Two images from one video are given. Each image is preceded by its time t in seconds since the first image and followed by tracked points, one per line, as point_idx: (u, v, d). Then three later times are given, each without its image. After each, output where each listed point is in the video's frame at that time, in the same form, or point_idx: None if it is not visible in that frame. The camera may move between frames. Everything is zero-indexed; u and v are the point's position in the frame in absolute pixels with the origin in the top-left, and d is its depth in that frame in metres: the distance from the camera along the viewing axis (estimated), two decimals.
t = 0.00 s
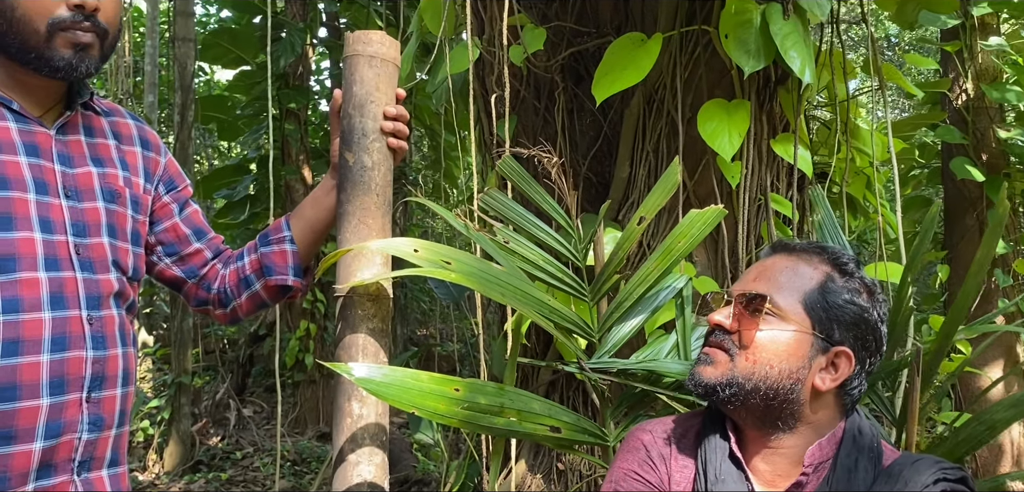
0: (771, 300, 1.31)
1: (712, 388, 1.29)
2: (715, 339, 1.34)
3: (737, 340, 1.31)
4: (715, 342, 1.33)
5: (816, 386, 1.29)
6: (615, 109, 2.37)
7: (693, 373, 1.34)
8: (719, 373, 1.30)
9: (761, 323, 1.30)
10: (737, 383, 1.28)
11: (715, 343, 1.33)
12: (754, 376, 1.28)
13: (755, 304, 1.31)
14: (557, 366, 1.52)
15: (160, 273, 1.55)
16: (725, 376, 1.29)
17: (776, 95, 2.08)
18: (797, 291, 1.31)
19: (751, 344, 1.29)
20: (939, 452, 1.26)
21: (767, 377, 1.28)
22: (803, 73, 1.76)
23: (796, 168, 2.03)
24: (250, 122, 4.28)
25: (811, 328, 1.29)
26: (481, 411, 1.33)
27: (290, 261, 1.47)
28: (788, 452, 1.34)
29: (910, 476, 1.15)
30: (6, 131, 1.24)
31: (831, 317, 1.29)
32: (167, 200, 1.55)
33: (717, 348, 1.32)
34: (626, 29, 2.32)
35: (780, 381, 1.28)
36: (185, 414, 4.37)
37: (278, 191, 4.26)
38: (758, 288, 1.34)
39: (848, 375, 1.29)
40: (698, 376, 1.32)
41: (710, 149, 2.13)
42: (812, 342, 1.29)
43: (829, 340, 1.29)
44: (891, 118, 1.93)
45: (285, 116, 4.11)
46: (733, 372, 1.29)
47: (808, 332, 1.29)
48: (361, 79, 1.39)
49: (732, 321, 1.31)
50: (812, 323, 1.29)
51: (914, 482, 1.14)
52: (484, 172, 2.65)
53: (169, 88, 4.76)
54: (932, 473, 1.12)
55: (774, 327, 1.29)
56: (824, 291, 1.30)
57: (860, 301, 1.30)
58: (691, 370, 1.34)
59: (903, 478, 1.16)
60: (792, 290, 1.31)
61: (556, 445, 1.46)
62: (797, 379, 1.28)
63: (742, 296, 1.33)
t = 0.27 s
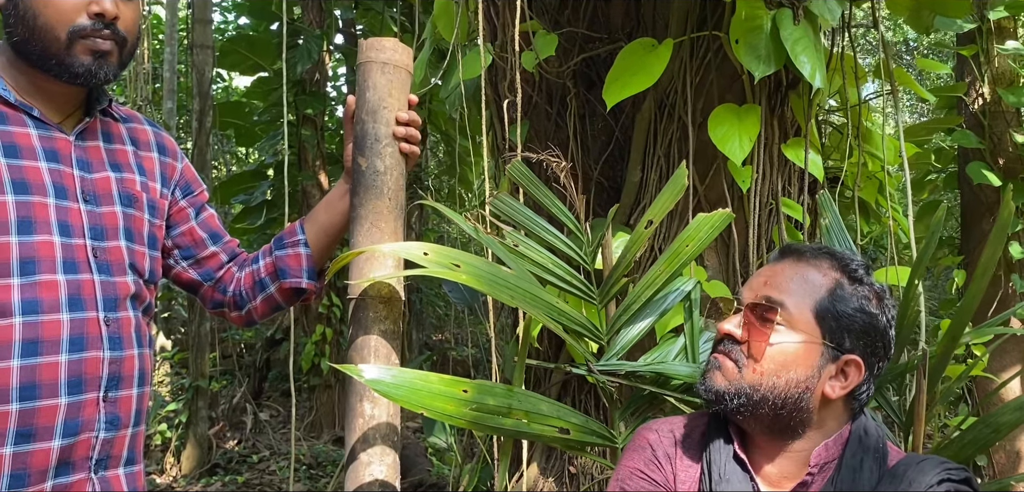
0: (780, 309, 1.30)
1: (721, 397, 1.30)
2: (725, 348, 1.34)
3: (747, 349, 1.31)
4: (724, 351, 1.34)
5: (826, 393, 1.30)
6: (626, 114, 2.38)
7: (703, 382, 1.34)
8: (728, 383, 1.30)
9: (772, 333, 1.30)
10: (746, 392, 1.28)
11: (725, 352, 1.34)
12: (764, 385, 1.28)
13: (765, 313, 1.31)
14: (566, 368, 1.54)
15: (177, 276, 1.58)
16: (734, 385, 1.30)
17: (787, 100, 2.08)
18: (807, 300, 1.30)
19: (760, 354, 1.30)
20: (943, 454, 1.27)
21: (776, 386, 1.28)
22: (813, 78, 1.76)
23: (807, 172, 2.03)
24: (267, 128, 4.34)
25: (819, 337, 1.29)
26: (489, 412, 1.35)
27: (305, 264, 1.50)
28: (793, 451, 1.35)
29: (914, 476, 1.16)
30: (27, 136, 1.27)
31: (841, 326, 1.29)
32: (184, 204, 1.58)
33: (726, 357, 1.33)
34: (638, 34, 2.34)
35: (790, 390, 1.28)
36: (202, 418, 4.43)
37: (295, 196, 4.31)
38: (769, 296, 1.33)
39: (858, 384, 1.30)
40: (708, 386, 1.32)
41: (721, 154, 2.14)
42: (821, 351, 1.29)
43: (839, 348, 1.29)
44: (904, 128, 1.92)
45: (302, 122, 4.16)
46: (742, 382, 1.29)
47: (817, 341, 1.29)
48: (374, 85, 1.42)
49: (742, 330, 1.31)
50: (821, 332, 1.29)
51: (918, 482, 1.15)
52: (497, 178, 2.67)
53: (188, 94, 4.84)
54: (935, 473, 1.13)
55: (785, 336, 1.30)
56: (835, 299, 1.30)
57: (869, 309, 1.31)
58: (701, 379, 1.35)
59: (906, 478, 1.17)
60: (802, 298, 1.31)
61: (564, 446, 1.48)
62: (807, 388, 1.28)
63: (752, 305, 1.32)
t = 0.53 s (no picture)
0: (787, 317, 1.30)
1: (723, 401, 1.31)
2: (730, 351, 1.34)
3: (752, 354, 1.32)
4: (729, 355, 1.34)
5: (828, 402, 1.30)
6: (635, 118, 2.39)
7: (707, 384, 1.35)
8: (732, 388, 1.31)
9: (779, 340, 1.30)
10: (748, 398, 1.30)
11: (730, 355, 1.34)
12: (766, 392, 1.29)
13: (774, 320, 1.30)
14: (572, 371, 1.56)
15: (190, 279, 1.61)
16: (737, 390, 1.31)
17: (796, 104, 2.08)
18: (816, 308, 1.30)
19: (765, 359, 1.30)
20: (949, 457, 1.32)
21: (779, 393, 1.29)
22: (821, 82, 1.76)
23: (816, 176, 2.03)
24: (280, 133, 4.38)
25: (826, 346, 1.29)
26: (495, 414, 1.36)
27: (315, 267, 1.52)
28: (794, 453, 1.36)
29: (916, 479, 1.18)
30: (43, 142, 1.29)
31: (848, 337, 1.29)
32: (196, 209, 1.61)
33: (731, 361, 1.34)
34: (647, 39, 2.35)
35: (791, 397, 1.29)
36: (215, 421, 4.47)
37: (307, 200, 4.34)
38: (778, 302, 1.33)
39: (861, 394, 1.30)
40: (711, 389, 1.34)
41: (730, 159, 2.15)
42: (826, 360, 1.29)
43: (845, 358, 1.29)
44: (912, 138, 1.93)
45: (315, 127, 4.21)
46: (746, 387, 1.30)
47: (823, 351, 1.29)
48: (384, 90, 1.44)
49: (750, 336, 1.31)
50: (828, 342, 1.29)
51: (918, 485, 1.17)
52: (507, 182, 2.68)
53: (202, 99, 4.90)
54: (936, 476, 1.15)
55: (791, 344, 1.30)
56: (844, 309, 1.29)
57: (880, 320, 1.30)
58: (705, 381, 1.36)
59: (908, 480, 1.19)
60: (810, 306, 1.30)
61: (570, 448, 1.49)
62: (810, 397, 1.29)
63: (760, 311, 1.33)
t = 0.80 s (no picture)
0: (790, 317, 1.31)
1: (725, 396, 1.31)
2: (733, 349, 1.35)
3: (754, 352, 1.32)
4: (731, 353, 1.34)
5: (829, 403, 1.30)
6: (641, 122, 2.39)
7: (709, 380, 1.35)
8: (733, 384, 1.31)
9: (781, 340, 1.30)
10: (750, 394, 1.29)
11: (732, 353, 1.35)
12: (768, 389, 1.29)
13: (778, 319, 1.31)
14: (576, 374, 1.56)
15: (198, 283, 1.63)
16: (738, 386, 1.30)
17: (802, 108, 2.08)
18: (819, 310, 1.31)
19: (767, 359, 1.31)
20: (949, 460, 1.35)
21: (779, 392, 1.29)
22: (826, 87, 1.76)
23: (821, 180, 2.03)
24: (290, 137, 4.36)
25: (828, 348, 1.30)
26: (499, 416, 1.37)
27: (322, 271, 1.53)
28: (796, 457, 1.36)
29: (915, 481, 1.18)
30: (54, 149, 1.32)
31: (849, 339, 1.29)
32: (204, 213, 1.63)
33: (733, 359, 1.34)
34: (653, 44, 2.36)
35: (792, 396, 1.29)
36: (225, 423, 4.50)
37: (317, 203, 4.37)
38: (781, 303, 1.33)
39: (861, 396, 1.31)
40: (713, 385, 1.34)
41: (735, 163, 2.15)
42: (828, 362, 1.30)
43: (846, 360, 1.30)
44: (919, 140, 2.02)
45: (325, 131, 4.24)
46: (747, 383, 1.30)
47: (824, 352, 1.29)
48: (390, 97, 1.46)
49: (752, 335, 1.32)
50: (829, 343, 1.30)
51: (917, 487, 1.17)
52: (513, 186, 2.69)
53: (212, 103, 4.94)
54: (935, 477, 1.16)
55: (793, 345, 1.30)
56: (846, 311, 1.30)
57: (881, 324, 1.30)
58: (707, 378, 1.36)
59: (907, 482, 1.19)
60: (813, 308, 1.31)
61: (574, 450, 1.50)
62: (810, 397, 1.29)
63: (763, 311, 1.33)
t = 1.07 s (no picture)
0: (795, 324, 1.31)
1: (727, 400, 1.31)
2: (736, 354, 1.35)
3: (758, 357, 1.32)
4: (735, 357, 1.35)
5: (831, 410, 1.31)
6: (645, 126, 2.40)
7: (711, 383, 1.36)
8: (736, 389, 1.31)
9: (786, 346, 1.31)
10: (752, 398, 1.30)
11: (735, 357, 1.35)
12: (770, 394, 1.29)
13: (783, 326, 1.31)
14: (578, 376, 1.57)
15: (204, 285, 1.65)
16: (741, 390, 1.31)
17: (805, 112, 2.09)
18: (824, 318, 1.31)
19: (771, 365, 1.31)
20: (949, 463, 1.35)
21: (781, 397, 1.29)
22: (828, 91, 1.77)
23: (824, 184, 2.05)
24: (298, 141, 4.35)
25: (832, 356, 1.30)
26: (501, 418, 1.38)
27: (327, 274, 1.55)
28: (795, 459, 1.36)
29: (911, 482, 1.19)
30: (63, 154, 1.34)
31: (854, 347, 1.29)
32: (210, 217, 1.65)
33: (736, 363, 1.34)
34: (657, 48, 2.36)
35: (794, 402, 1.29)
36: (233, 425, 4.53)
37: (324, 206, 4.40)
38: (787, 310, 1.34)
39: (863, 404, 1.31)
40: (715, 388, 1.34)
41: (738, 168, 2.16)
42: (831, 369, 1.30)
43: (849, 368, 1.30)
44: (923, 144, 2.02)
45: (332, 134, 4.26)
46: (750, 388, 1.30)
47: (828, 359, 1.30)
48: (394, 102, 1.47)
49: (757, 340, 1.32)
50: (834, 351, 1.30)
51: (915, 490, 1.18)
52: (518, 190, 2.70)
53: (220, 106, 4.97)
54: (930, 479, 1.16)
55: (798, 351, 1.31)
56: (852, 320, 1.30)
57: (885, 333, 1.30)
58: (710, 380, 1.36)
59: (903, 484, 1.19)
60: (819, 316, 1.31)
61: (575, 452, 1.51)
62: (813, 404, 1.29)
63: (769, 316, 1.33)
